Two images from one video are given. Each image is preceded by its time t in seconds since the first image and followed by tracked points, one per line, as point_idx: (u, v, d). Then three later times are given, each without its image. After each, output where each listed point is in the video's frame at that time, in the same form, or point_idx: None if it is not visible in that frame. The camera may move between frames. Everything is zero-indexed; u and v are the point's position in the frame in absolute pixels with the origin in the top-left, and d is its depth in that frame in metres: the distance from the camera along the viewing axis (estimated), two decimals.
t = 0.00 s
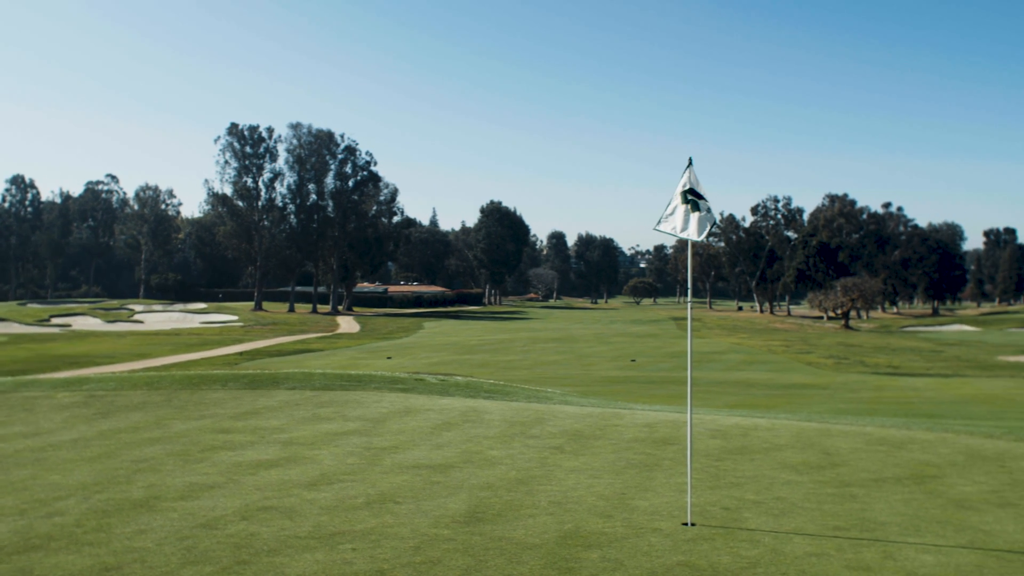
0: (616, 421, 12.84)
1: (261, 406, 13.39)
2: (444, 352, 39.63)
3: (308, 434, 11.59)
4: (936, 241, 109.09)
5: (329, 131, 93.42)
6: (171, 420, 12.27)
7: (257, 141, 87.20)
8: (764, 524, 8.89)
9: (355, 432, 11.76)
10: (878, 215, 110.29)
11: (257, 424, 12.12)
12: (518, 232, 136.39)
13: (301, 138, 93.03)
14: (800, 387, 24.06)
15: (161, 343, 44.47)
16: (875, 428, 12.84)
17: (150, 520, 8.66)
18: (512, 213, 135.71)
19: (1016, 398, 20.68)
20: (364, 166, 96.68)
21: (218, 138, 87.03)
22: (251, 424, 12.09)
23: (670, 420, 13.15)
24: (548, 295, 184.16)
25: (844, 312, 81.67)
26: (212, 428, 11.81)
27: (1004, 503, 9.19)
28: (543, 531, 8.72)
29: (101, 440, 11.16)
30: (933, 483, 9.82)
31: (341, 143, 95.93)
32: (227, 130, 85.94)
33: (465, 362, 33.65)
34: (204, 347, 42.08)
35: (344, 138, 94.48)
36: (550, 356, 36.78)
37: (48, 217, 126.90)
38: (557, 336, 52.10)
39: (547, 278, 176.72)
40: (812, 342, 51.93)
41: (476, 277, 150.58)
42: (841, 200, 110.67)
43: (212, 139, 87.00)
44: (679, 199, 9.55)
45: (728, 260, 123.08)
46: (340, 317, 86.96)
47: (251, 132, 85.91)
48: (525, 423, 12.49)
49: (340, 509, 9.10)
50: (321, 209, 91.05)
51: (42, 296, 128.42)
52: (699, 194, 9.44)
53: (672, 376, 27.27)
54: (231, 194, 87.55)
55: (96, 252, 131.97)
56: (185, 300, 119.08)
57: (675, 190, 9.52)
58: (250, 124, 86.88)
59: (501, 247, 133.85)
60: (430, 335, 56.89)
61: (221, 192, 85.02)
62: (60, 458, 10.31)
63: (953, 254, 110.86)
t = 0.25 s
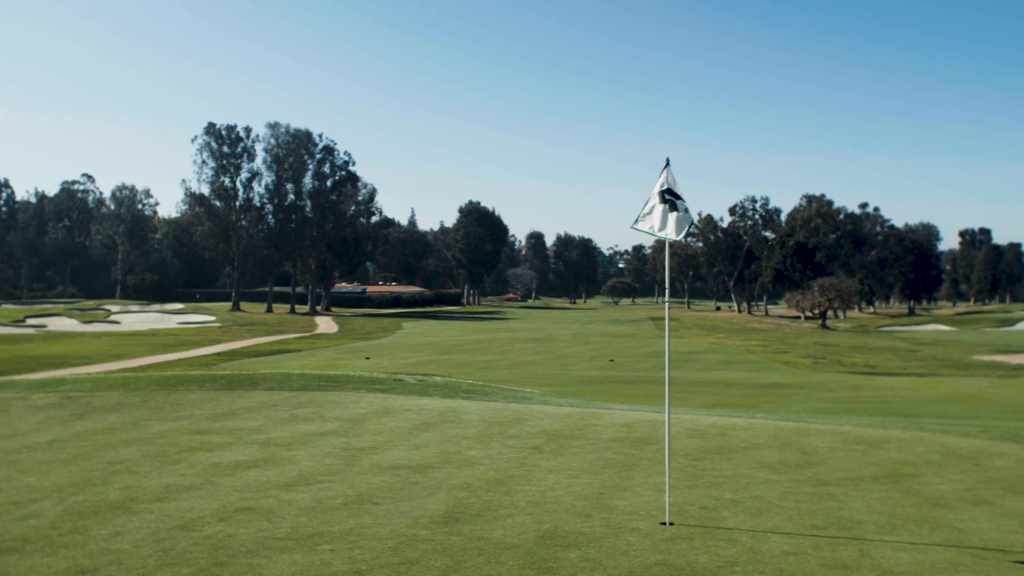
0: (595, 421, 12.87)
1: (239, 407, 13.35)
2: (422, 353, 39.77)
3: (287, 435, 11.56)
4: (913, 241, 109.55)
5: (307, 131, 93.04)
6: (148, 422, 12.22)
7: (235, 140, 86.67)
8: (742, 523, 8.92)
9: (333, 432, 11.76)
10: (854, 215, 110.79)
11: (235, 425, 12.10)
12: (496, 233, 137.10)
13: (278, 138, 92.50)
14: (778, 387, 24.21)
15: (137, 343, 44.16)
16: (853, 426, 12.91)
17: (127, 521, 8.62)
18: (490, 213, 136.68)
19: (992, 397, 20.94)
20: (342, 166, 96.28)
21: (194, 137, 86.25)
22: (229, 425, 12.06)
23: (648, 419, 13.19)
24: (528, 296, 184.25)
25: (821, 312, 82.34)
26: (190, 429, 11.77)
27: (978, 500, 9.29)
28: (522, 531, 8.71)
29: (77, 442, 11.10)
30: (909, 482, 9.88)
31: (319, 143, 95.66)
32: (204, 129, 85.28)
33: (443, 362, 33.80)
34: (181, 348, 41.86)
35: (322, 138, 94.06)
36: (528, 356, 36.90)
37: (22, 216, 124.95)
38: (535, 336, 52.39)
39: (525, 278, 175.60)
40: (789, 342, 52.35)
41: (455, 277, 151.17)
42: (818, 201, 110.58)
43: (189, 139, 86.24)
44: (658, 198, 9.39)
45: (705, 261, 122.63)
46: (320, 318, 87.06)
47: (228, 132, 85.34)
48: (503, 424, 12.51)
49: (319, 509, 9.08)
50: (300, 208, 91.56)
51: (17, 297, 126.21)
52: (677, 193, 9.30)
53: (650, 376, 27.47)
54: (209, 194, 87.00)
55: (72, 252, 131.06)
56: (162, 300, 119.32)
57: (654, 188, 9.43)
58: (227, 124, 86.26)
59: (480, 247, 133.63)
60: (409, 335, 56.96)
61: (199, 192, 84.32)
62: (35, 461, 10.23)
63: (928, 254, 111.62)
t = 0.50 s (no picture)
0: (573, 421, 12.91)
1: (216, 408, 13.30)
2: (400, 353, 39.94)
3: (264, 436, 11.53)
4: (890, 241, 112.97)
5: (285, 130, 93.09)
6: (124, 423, 12.18)
7: (212, 140, 86.45)
8: (720, 522, 8.95)
9: (310, 433, 11.73)
10: (831, 215, 107.99)
11: (212, 425, 12.06)
12: (474, 233, 136.62)
13: (256, 137, 92.50)
14: (757, 387, 24.33)
15: (113, 344, 43.86)
16: (829, 426, 12.98)
17: (103, 523, 8.55)
18: (468, 213, 135.84)
19: (966, 395, 21.21)
20: (320, 166, 96.21)
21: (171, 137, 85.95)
22: (206, 426, 12.02)
23: (626, 419, 13.24)
24: (506, 296, 183.89)
25: (799, 312, 82.84)
26: (167, 430, 11.72)
27: (953, 498, 9.37)
28: (500, 531, 8.72)
29: (52, 444, 11.02)
30: (886, 481, 9.94)
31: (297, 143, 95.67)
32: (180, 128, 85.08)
33: (421, 362, 33.99)
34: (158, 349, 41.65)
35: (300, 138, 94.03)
36: (507, 356, 37.10)
37: None
38: (514, 336, 52.63)
39: (504, 278, 177.21)
40: (766, 342, 52.71)
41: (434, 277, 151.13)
42: (796, 202, 108.25)
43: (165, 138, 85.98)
44: (634, 198, 9.41)
45: (683, 261, 124.35)
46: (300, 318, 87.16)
47: (205, 131, 85.17)
48: (481, 424, 12.50)
49: (296, 510, 9.05)
50: (278, 208, 91.85)
51: None
52: (654, 193, 9.32)
53: (628, 376, 27.69)
54: (186, 193, 86.81)
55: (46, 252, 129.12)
56: (138, 300, 117.47)
57: (631, 188, 9.47)
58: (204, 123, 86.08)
59: (458, 247, 133.77)
60: (388, 335, 56.85)
61: (175, 192, 84.07)
62: (9, 463, 10.16)
63: (904, 254, 113.96)
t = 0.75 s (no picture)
0: (551, 421, 12.94)
1: (193, 408, 13.24)
2: (379, 353, 40.12)
3: (242, 437, 11.49)
4: (866, 241, 113.20)
5: (262, 130, 92.99)
6: (100, 424, 12.12)
7: (189, 139, 86.22)
8: (697, 521, 8.98)
9: (288, 433, 11.71)
10: (807, 215, 111.00)
11: (190, 426, 12.01)
12: (453, 233, 136.77)
13: (233, 136, 91.97)
14: (735, 387, 24.44)
15: (89, 345, 43.58)
16: (806, 425, 13.05)
17: (78, 525, 8.48)
18: (446, 213, 135.95)
19: (942, 395, 21.45)
20: (297, 165, 96.22)
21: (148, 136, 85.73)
22: (183, 427, 11.99)
23: (603, 419, 13.27)
24: (484, 296, 183.55)
25: (776, 312, 83.28)
26: (144, 432, 11.68)
27: (929, 496, 9.43)
28: (478, 531, 8.71)
29: (26, 446, 10.94)
30: (862, 479, 10.00)
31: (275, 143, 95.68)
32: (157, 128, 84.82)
33: (400, 363, 34.24)
34: (135, 349, 41.44)
35: (278, 138, 93.92)
36: (486, 356, 37.36)
37: None
38: (493, 337, 52.92)
39: (484, 278, 177.73)
40: (743, 341, 53.02)
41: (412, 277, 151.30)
42: (772, 202, 110.35)
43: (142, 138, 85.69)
44: (613, 199, 9.43)
45: (661, 261, 124.27)
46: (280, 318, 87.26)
47: (183, 130, 84.94)
48: (460, 424, 12.51)
49: (273, 512, 9.03)
50: (255, 209, 91.68)
51: None
52: (633, 194, 9.33)
53: (607, 376, 27.91)
54: (163, 193, 86.44)
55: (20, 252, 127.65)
56: (115, 301, 116.54)
57: (608, 190, 9.56)
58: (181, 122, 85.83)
59: (436, 247, 133.76)
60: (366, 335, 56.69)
61: (152, 192, 83.73)
62: None
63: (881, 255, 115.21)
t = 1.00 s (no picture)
0: (530, 421, 12.96)
1: (171, 409, 13.19)
2: (358, 353, 40.23)
3: (220, 437, 11.45)
4: (843, 242, 115.20)
5: (240, 130, 92.71)
6: (76, 426, 12.05)
7: (166, 139, 85.93)
8: (676, 520, 9.00)
9: (267, 434, 11.69)
10: (786, 215, 113.16)
11: (167, 428, 11.97)
12: (432, 233, 136.96)
13: (211, 136, 91.50)
14: (715, 387, 24.54)
15: (65, 346, 43.26)
16: (784, 425, 13.13)
17: (54, 527, 8.43)
18: (425, 213, 136.19)
19: (918, 394, 21.70)
20: (276, 166, 96.16)
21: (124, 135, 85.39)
22: (161, 428, 11.94)
23: (582, 419, 13.29)
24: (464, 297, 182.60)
25: (754, 312, 83.79)
26: (121, 433, 11.62)
27: (906, 495, 9.51)
28: (458, 532, 8.71)
29: (2, 448, 10.86)
30: (839, 478, 10.06)
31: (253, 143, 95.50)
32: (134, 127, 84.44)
33: (380, 363, 34.48)
34: (112, 350, 41.25)
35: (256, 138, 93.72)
36: (466, 356, 37.61)
37: None
38: (473, 337, 53.13)
39: (461, 278, 174.82)
40: (722, 341, 53.31)
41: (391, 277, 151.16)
42: (752, 202, 112.86)
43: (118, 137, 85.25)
44: (592, 199, 9.56)
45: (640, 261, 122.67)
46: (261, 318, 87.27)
47: (160, 130, 84.62)
48: (439, 424, 12.52)
49: (252, 513, 9.00)
50: (233, 209, 90.55)
51: None
52: (612, 194, 9.49)
53: (587, 376, 28.16)
54: (140, 193, 85.24)
55: None
56: (91, 301, 115.94)
57: (588, 189, 9.58)
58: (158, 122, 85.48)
59: (415, 247, 132.97)
60: (344, 335, 56.39)
61: (129, 191, 83.21)
62: None
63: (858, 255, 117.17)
